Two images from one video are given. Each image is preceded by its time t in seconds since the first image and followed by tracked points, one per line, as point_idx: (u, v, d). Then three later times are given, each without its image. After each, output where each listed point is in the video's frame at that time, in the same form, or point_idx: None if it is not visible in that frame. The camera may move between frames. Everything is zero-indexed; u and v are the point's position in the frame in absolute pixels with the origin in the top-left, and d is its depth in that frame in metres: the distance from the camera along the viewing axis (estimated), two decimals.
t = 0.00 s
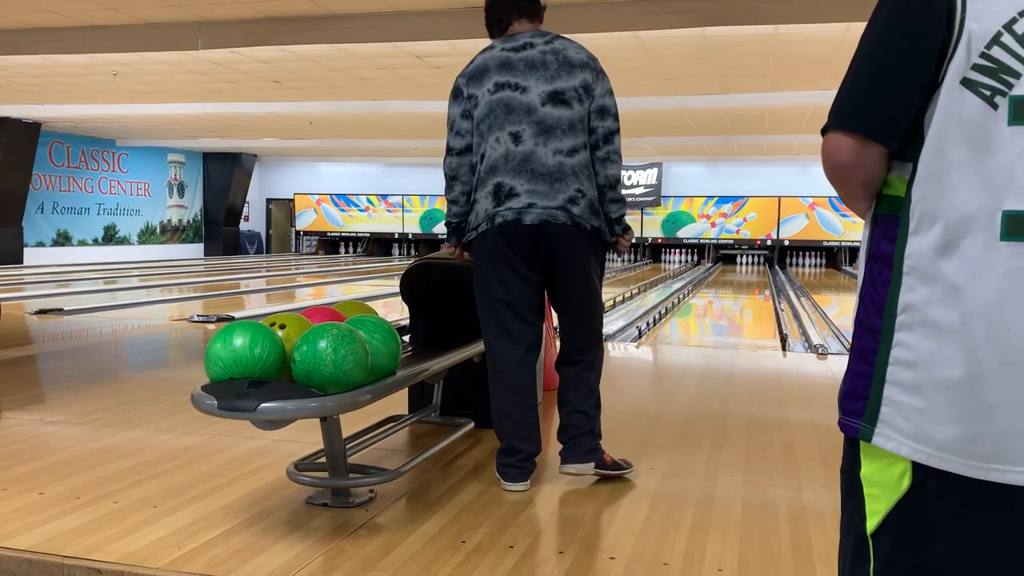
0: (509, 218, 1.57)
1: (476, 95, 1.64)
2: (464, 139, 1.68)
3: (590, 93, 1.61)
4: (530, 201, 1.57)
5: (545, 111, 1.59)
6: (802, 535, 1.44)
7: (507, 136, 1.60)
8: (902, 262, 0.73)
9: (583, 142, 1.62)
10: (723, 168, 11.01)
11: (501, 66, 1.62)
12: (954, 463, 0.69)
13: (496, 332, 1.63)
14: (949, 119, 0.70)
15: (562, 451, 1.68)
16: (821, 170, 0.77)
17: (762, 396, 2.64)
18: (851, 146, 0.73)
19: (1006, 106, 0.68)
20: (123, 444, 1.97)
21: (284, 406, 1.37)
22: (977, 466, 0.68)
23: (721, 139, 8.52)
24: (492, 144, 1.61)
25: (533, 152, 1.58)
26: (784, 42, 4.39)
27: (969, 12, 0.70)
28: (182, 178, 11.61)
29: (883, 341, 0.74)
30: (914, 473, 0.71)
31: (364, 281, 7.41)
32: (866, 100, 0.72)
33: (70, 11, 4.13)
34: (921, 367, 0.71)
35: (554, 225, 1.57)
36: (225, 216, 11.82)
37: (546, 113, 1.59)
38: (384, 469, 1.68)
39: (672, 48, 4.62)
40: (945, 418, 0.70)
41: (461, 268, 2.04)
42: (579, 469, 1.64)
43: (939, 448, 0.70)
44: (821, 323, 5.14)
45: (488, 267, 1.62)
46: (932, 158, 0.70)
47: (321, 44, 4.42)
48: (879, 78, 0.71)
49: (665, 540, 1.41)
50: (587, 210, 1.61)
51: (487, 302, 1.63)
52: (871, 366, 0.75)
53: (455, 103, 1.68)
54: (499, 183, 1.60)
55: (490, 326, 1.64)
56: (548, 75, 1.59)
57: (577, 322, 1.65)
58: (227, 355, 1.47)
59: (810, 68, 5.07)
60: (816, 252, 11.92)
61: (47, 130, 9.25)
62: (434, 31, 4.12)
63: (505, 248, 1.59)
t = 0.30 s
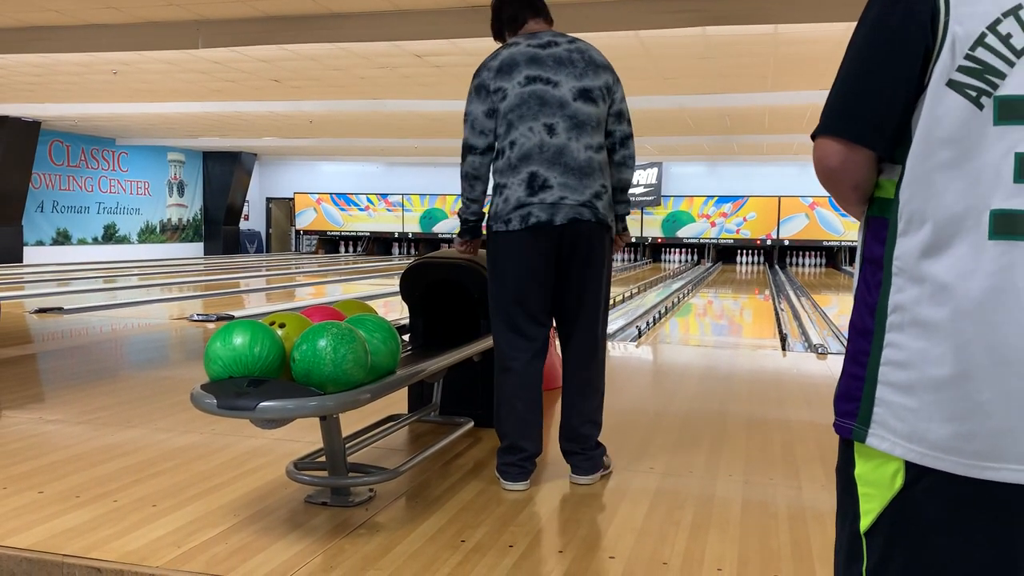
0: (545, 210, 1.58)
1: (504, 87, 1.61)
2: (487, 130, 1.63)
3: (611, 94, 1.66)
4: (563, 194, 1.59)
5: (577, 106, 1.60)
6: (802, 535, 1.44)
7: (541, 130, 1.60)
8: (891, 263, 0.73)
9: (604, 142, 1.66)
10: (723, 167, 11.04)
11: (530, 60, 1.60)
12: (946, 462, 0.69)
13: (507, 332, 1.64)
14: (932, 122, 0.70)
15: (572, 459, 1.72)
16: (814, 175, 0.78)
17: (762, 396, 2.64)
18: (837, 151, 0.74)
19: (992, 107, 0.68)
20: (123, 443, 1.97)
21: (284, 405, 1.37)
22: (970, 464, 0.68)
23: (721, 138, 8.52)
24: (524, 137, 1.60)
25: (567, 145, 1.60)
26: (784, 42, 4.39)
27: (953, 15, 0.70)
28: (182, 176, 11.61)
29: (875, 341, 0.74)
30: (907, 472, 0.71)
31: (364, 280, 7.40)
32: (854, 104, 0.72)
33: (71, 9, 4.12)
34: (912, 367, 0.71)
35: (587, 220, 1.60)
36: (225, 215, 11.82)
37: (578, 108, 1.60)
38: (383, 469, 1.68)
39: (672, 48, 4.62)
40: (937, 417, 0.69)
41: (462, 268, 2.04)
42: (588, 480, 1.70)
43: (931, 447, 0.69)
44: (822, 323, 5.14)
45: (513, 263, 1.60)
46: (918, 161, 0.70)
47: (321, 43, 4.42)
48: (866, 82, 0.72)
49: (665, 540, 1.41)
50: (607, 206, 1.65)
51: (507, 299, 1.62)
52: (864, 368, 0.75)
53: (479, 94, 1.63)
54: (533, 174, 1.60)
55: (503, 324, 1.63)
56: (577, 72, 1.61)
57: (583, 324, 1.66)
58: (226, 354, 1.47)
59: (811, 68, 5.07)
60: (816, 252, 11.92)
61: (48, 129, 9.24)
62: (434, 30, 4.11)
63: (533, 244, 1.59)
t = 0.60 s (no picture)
0: (572, 210, 1.58)
1: (530, 88, 1.61)
2: (512, 135, 1.64)
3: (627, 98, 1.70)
4: (589, 194, 1.60)
5: (601, 107, 1.62)
6: (801, 535, 1.44)
7: (568, 129, 1.60)
8: (890, 264, 0.73)
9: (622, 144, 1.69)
10: (723, 168, 11.00)
11: (554, 61, 1.61)
12: (949, 461, 0.69)
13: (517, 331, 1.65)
14: (926, 123, 0.70)
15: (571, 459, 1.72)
16: (809, 177, 0.78)
17: (761, 395, 2.64)
18: (834, 153, 0.73)
19: (987, 106, 0.68)
20: (123, 442, 1.97)
21: (284, 404, 1.37)
22: (974, 462, 0.68)
23: (721, 139, 8.52)
24: (552, 137, 1.59)
25: (591, 145, 1.61)
26: (784, 42, 4.39)
27: (946, 16, 0.70)
28: (181, 176, 11.60)
29: (876, 342, 0.74)
30: (907, 472, 0.71)
31: (364, 280, 7.40)
32: (850, 107, 0.72)
33: (71, 9, 4.13)
34: (915, 368, 0.71)
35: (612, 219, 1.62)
36: (225, 215, 11.82)
37: (602, 110, 1.62)
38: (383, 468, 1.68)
39: (672, 48, 4.62)
40: (939, 417, 0.69)
41: (463, 267, 2.04)
42: (588, 481, 1.70)
43: (933, 447, 0.69)
44: (822, 323, 5.13)
45: (533, 264, 1.61)
46: (915, 162, 0.70)
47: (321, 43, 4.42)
48: (862, 85, 0.72)
49: (664, 539, 1.41)
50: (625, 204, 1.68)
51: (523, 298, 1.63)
52: (863, 370, 0.75)
53: (502, 99, 1.64)
54: (559, 174, 1.60)
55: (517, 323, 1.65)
56: (600, 74, 1.63)
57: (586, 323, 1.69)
58: (226, 354, 1.47)
59: (810, 68, 5.07)
60: (816, 252, 11.91)
61: (48, 129, 9.24)
62: (434, 30, 4.12)
63: (553, 244, 1.59)
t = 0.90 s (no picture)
0: (559, 212, 1.58)
1: (513, 93, 1.61)
2: (498, 144, 1.65)
3: (611, 96, 1.69)
4: (576, 194, 1.60)
5: (585, 108, 1.62)
6: (801, 535, 1.44)
7: (552, 132, 1.59)
8: (886, 267, 0.72)
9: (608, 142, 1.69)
10: (723, 168, 11.00)
11: (536, 66, 1.60)
12: (952, 462, 0.68)
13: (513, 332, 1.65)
14: (921, 126, 0.70)
15: (570, 459, 1.72)
16: (804, 185, 0.77)
17: (760, 396, 2.65)
18: (829, 159, 0.73)
19: (979, 109, 0.68)
20: (122, 442, 1.97)
21: (283, 405, 1.37)
22: (976, 462, 0.68)
23: (721, 139, 8.52)
24: (537, 141, 1.59)
25: (576, 147, 1.60)
26: (784, 42, 4.40)
27: (935, 21, 0.70)
28: (181, 177, 11.61)
29: (873, 345, 0.73)
30: (904, 473, 0.71)
31: (364, 280, 7.40)
32: (843, 113, 0.71)
33: (71, 10, 4.13)
34: (913, 369, 0.71)
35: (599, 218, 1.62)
36: (225, 216, 11.82)
37: (586, 110, 1.62)
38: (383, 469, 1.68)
39: (671, 49, 4.62)
40: (941, 417, 0.69)
41: (462, 268, 2.04)
42: (587, 480, 1.70)
43: (936, 448, 0.69)
44: (821, 323, 5.13)
45: (522, 267, 1.61)
46: (909, 166, 0.70)
47: (321, 43, 4.42)
48: (854, 90, 0.71)
49: (663, 540, 1.41)
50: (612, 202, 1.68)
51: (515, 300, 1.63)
52: (862, 374, 0.74)
53: (487, 107, 1.64)
54: (545, 176, 1.60)
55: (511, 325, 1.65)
56: (581, 75, 1.62)
57: (580, 323, 1.70)
58: (225, 354, 1.47)
59: (809, 69, 5.07)
60: (816, 252, 11.91)
61: (47, 129, 9.24)
62: (434, 30, 4.12)
63: (543, 246, 1.59)
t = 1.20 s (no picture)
0: (523, 208, 1.60)
1: (476, 94, 1.63)
2: (462, 145, 1.67)
3: (578, 89, 1.69)
4: (542, 190, 1.61)
5: (547, 104, 1.62)
6: (801, 535, 1.44)
7: (516, 130, 1.61)
8: (883, 272, 0.72)
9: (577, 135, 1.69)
10: (723, 168, 11.00)
11: (497, 66, 1.63)
12: (955, 462, 0.68)
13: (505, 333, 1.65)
14: (913, 131, 0.70)
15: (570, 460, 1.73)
16: (801, 195, 0.77)
17: (760, 396, 2.65)
18: (824, 170, 0.73)
19: (970, 112, 0.69)
20: (123, 443, 1.97)
21: (283, 405, 1.37)
22: (978, 462, 0.68)
23: (720, 139, 8.53)
24: (501, 139, 1.61)
25: (541, 143, 1.61)
26: (783, 42, 4.40)
27: (921, 28, 0.70)
28: (181, 178, 11.61)
29: (872, 349, 0.73)
30: (903, 473, 0.71)
31: (364, 281, 7.39)
32: (833, 122, 0.71)
33: (71, 11, 4.13)
34: (913, 372, 0.70)
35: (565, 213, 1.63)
36: (224, 216, 11.81)
37: (548, 106, 1.62)
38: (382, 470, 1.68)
39: (670, 49, 4.63)
40: (943, 419, 0.69)
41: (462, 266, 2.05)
42: (588, 481, 1.71)
43: (939, 449, 0.69)
44: (821, 323, 5.13)
45: (496, 264, 1.62)
46: (904, 172, 0.70)
47: (320, 44, 4.41)
48: (844, 100, 0.71)
49: (663, 540, 1.41)
50: (583, 195, 1.68)
51: (505, 301, 1.64)
52: (861, 379, 0.74)
53: (452, 108, 1.66)
54: (509, 174, 1.62)
55: (499, 325, 1.65)
56: (543, 72, 1.63)
57: (570, 323, 1.69)
58: (225, 355, 1.47)
59: (809, 69, 5.08)
60: (816, 252, 11.91)
61: (47, 130, 9.24)
62: (434, 31, 4.12)
63: (512, 243, 1.61)
